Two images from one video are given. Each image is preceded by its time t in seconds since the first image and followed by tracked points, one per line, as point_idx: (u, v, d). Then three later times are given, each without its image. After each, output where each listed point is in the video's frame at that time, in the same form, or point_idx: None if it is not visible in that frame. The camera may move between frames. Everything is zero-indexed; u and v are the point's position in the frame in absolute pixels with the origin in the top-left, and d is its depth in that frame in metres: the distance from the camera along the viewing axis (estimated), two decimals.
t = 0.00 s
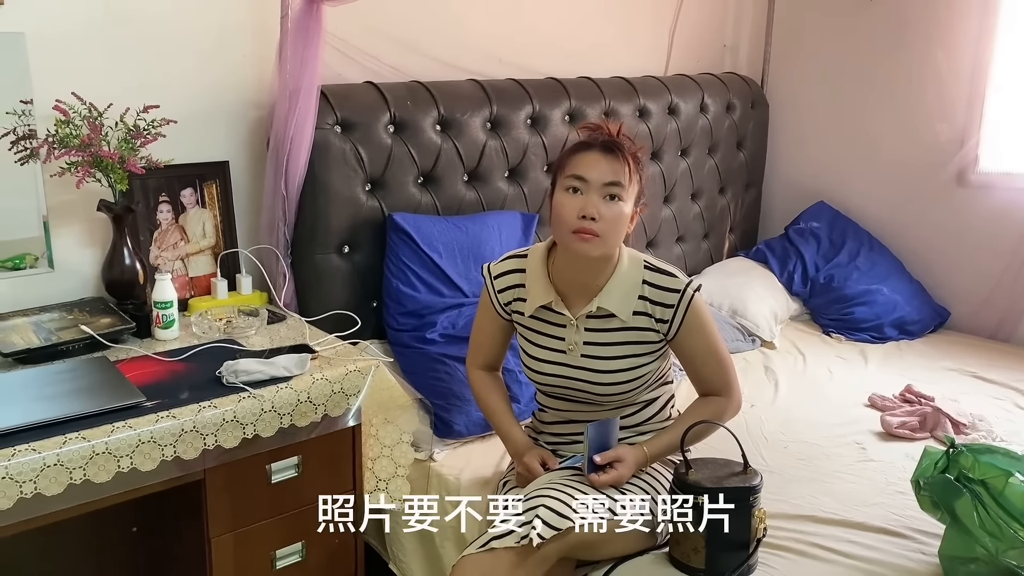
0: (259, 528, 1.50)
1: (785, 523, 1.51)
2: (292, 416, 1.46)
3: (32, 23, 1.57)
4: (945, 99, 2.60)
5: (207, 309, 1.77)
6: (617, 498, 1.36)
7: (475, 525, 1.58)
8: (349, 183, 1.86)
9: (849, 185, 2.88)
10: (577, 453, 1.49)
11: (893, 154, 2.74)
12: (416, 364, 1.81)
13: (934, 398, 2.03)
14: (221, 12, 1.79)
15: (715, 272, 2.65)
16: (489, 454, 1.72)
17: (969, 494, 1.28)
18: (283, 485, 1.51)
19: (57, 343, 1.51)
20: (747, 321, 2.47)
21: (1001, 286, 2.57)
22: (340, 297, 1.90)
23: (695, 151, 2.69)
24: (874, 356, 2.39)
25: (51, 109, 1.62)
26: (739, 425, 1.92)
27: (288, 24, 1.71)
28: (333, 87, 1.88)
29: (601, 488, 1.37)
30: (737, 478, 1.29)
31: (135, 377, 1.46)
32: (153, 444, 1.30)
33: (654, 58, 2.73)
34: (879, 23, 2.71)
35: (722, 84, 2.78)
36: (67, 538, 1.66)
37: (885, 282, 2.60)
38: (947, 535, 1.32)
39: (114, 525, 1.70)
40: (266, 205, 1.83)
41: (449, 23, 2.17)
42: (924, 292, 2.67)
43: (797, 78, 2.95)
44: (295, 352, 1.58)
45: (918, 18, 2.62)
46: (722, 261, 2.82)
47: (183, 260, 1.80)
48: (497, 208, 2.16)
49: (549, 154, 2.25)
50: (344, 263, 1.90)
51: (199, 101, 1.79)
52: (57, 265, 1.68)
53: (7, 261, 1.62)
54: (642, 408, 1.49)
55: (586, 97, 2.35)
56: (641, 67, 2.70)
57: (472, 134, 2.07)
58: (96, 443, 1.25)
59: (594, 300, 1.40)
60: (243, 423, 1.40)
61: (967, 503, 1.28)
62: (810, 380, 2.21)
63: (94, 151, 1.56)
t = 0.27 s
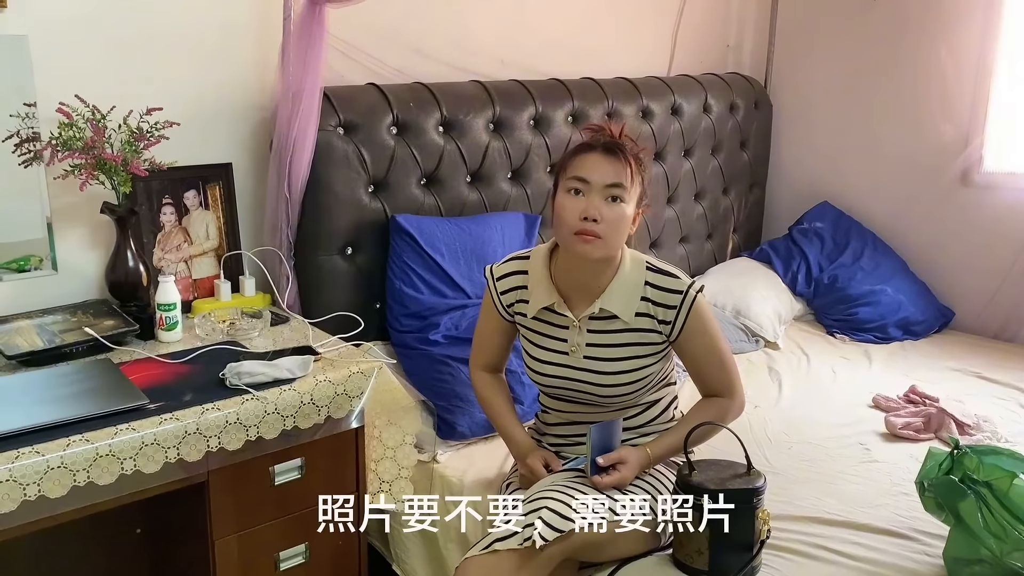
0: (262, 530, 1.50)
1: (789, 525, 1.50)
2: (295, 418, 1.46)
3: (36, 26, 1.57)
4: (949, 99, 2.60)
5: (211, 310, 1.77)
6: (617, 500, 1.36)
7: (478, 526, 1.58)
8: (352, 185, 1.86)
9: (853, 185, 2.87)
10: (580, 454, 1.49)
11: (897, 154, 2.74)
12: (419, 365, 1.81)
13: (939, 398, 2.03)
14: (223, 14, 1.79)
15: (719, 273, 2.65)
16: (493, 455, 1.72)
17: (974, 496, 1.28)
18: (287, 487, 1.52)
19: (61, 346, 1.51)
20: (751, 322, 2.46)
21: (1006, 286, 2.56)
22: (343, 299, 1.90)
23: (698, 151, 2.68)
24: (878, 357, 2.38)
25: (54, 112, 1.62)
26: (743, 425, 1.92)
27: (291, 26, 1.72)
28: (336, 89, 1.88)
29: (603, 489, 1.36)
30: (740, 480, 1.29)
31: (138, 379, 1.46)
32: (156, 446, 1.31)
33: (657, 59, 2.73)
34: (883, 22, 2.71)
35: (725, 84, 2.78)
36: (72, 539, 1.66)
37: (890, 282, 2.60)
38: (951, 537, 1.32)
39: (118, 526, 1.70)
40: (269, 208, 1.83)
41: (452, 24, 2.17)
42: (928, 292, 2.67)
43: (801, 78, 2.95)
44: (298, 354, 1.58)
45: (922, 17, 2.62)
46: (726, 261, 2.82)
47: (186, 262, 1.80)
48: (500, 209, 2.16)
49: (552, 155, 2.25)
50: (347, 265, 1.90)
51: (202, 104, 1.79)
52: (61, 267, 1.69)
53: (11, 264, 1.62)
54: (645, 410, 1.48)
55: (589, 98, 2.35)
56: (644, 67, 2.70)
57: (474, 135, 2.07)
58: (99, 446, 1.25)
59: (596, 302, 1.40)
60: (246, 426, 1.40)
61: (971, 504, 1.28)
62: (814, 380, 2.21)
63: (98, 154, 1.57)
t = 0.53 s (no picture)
0: (264, 531, 1.50)
1: (793, 526, 1.50)
2: (297, 419, 1.46)
3: (38, 27, 1.57)
4: (954, 97, 2.59)
5: (213, 311, 1.77)
6: (621, 500, 1.35)
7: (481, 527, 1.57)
8: (354, 186, 1.86)
9: (857, 184, 2.86)
10: (583, 455, 1.49)
11: (902, 154, 2.73)
12: (421, 366, 1.81)
13: (944, 398, 2.02)
14: (225, 15, 1.78)
15: (723, 273, 2.64)
16: (495, 456, 1.72)
17: (979, 497, 1.27)
18: (288, 488, 1.51)
19: (64, 347, 1.51)
20: (755, 322, 2.45)
21: (1011, 286, 2.55)
22: (346, 300, 1.90)
23: (701, 150, 2.67)
24: (883, 356, 2.37)
25: (56, 113, 1.62)
26: (746, 426, 1.91)
27: (292, 26, 1.71)
28: (338, 89, 1.88)
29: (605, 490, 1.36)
30: (743, 480, 1.28)
31: (140, 380, 1.46)
32: (158, 447, 1.30)
33: (660, 58, 2.72)
34: (887, 21, 2.70)
35: (729, 83, 2.77)
36: (75, 540, 1.66)
37: (894, 281, 2.59)
38: (956, 538, 1.31)
39: (121, 527, 1.71)
40: (271, 208, 1.83)
41: (454, 24, 2.17)
42: (933, 291, 2.66)
43: (804, 76, 2.94)
44: (300, 355, 1.58)
45: (926, 16, 2.61)
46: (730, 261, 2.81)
47: (189, 263, 1.80)
48: (503, 209, 2.15)
49: (555, 155, 2.24)
50: (349, 265, 1.90)
51: (204, 105, 1.79)
52: (63, 268, 1.69)
53: (14, 265, 1.63)
54: (647, 410, 1.48)
55: (592, 98, 2.34)
56: (647, 67, 2.69)
57: (477, 135, 2.07)
58: (101, 447, 1.25)
59: (598, 302, 1.39)
60: (248, 427, 1.40)
61: (975, 505, 1.27)
62: (818, 380, 2.20)
63: (100, 155, 1.57)
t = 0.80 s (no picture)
0: (262, 534, 1.49)
1: (795, 528, 1.48)
2: (294, 421, 1.45)
3: (34, 27, 1.56)
4: (959, 95, 2.56)
5: (212, 313, 1.77)
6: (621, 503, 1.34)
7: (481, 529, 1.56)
8: (353, 186, 1.85)
9: (862, 183, 2.84)
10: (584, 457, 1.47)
11: (907, 152, 2.70)
12: (421, 367, 1.80)
13: (949, 399, 2.00)
14: (223, 14, 1.77)
15: (726, 272, 2.62)
16: (495, 458, 1.71)
17: (983, 500, 1.26)
18: (286, 491, 1.50)
19: (61, 349, 1.50)
20: (758, 322, 2.44)
21: (1018, 285, 2.53)
22: (345, 300, 1.89)
23: (704, 149, 2.66)
24: (887, 357, 2.35)
25: (53, 113, 1.61)
26: (749, 427, 1.89)
27: (290, 26, 1.70)
28: (337, 89, 1.87)
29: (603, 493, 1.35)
30: (744, 483, 1.27)
31: (137, 382, 1.45)
32: (154, 450, 1.30)
33: (663, 56, 2.70)
34: (892, 18, 2.67)
35: (732, 82, 2.75)
36: (73, 542, 1.66)
37: (899, 281, 2.56)
38: (959, 542, 1.30)
39: (119, 529, 1.70)
40: (270, 208, 1.82)
41: (455, 23, 2.16)
42: (938, 291, 2.64)
43: (808, 75, 2.91)
44: (298, 357, 1.57)
45: (932, 13, 2.59)
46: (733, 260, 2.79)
47: (187, 263, 1.79)
48: (503, 209, 2.14)
49: (556, 155, 2.23)
50: (349, 266, 1.89)
51: (203, 105, 1.78)
52: (61, 269, 1.68)
53: (12, 266, 1.62)
54: (649, 410, 1.46)
55: (594, 96, 2.32)
56: (650, 65, 2.67)
57: (477, 134, 2.06)
58: (96, 450, 1.24)
59: (601, 299, 1.38)
60: (245, 429, 1.39)
61: (981, 509, 1.26)
62: (822, 381, 2.18)
63: (96, 155, 1.56)
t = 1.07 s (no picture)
0: (257, 538, 1.48)
1: (793, 533, 1.46)
2: (287, 425, 1.43)
3: (26, 27, 1.55)
4: (963, 94, 2.54)
5: (206, 315, 1.76)
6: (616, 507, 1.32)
7: (477, 531, 1.55)
8: (348, 187, 1.83)
9: (864, 182, 2.82)
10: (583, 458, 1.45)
11: (910, 151, 2.68)
12: (417, 369, 1.79)
13: (951, 401, 1.98)
14: (217, 14, 1.76)
15: (727, 272, 2.60)
16: (492, 461, 1.69)
17: (983, 505, 1.24)
18: (281, 494, 1.49)
19: (53, 352, 1.49)
20: (759, 322, 2.42)
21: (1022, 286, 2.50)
22: (341, 302, 1.87)
23: (705, 148, 2.63)
24: (889, 358, 2.33)
25: (45, 114, 1.60)
26: (748, 430, 1.87)
27: (284, 26, 1.69)
28: (332, 89, 1.86)
29: (599, 497, 1.33)
30: (741, 488, 1.26)
31: (129, 385, 1.44)
32: (144, 454, 1.28)
33: (663, 55, 2.68)
34: (895, 16, 2.65)
35: (733, 81, 2.73)
36: (66, 546, 1.65)
37: (901, 281, 2.54)
38: (958, 548, 1.28)
39: (113, 532, 1.69)
40: (265, 209, 1.82)
41: (452, 22, 2.14)
42: (942, 291, 2.61)
43: (810, 74, 2.89)
44: (292, 360, 1.56)
45: (935, 11, 2.56)
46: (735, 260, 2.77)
47: (182, 265, 1.78)
48: (501, 209, 2.12)
49: (555, 155, 2.22)
50: (345, 267, 1.87)
51: (197, 106, 1.77)
52: (54, 271, 1.67)
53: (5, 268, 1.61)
54: (650, 412, 1.45)
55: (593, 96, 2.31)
56: (650, 64, 2.65)
57: (475, 135, 2.04)
58: (85, 454, 1.23)
59: (602, 300, 1.36)
60: (237, 433, 1.38)
61: (981, 514, 1.24)
62: (823, 382, 2.16)
63: (88, 156, 1.55)
